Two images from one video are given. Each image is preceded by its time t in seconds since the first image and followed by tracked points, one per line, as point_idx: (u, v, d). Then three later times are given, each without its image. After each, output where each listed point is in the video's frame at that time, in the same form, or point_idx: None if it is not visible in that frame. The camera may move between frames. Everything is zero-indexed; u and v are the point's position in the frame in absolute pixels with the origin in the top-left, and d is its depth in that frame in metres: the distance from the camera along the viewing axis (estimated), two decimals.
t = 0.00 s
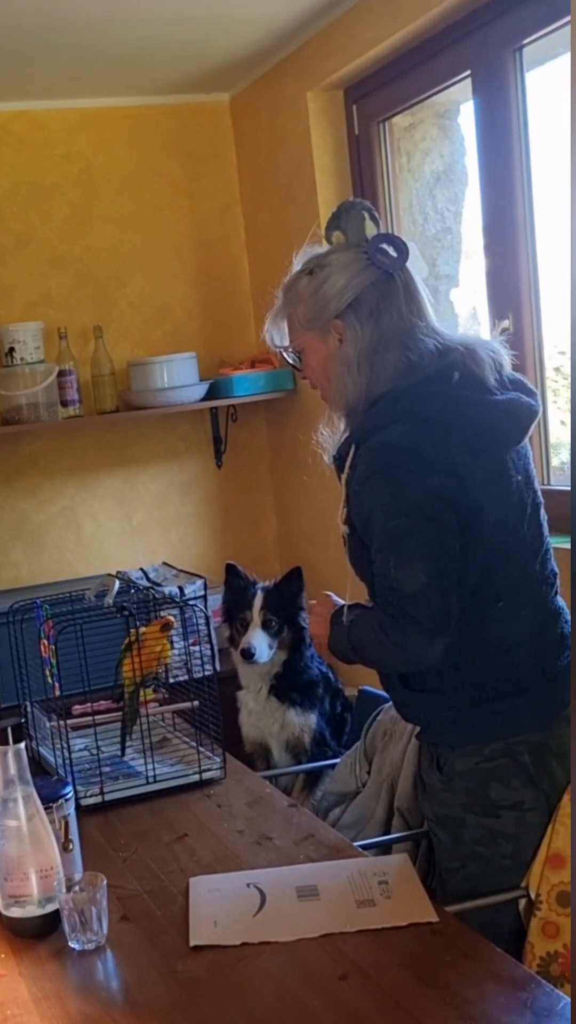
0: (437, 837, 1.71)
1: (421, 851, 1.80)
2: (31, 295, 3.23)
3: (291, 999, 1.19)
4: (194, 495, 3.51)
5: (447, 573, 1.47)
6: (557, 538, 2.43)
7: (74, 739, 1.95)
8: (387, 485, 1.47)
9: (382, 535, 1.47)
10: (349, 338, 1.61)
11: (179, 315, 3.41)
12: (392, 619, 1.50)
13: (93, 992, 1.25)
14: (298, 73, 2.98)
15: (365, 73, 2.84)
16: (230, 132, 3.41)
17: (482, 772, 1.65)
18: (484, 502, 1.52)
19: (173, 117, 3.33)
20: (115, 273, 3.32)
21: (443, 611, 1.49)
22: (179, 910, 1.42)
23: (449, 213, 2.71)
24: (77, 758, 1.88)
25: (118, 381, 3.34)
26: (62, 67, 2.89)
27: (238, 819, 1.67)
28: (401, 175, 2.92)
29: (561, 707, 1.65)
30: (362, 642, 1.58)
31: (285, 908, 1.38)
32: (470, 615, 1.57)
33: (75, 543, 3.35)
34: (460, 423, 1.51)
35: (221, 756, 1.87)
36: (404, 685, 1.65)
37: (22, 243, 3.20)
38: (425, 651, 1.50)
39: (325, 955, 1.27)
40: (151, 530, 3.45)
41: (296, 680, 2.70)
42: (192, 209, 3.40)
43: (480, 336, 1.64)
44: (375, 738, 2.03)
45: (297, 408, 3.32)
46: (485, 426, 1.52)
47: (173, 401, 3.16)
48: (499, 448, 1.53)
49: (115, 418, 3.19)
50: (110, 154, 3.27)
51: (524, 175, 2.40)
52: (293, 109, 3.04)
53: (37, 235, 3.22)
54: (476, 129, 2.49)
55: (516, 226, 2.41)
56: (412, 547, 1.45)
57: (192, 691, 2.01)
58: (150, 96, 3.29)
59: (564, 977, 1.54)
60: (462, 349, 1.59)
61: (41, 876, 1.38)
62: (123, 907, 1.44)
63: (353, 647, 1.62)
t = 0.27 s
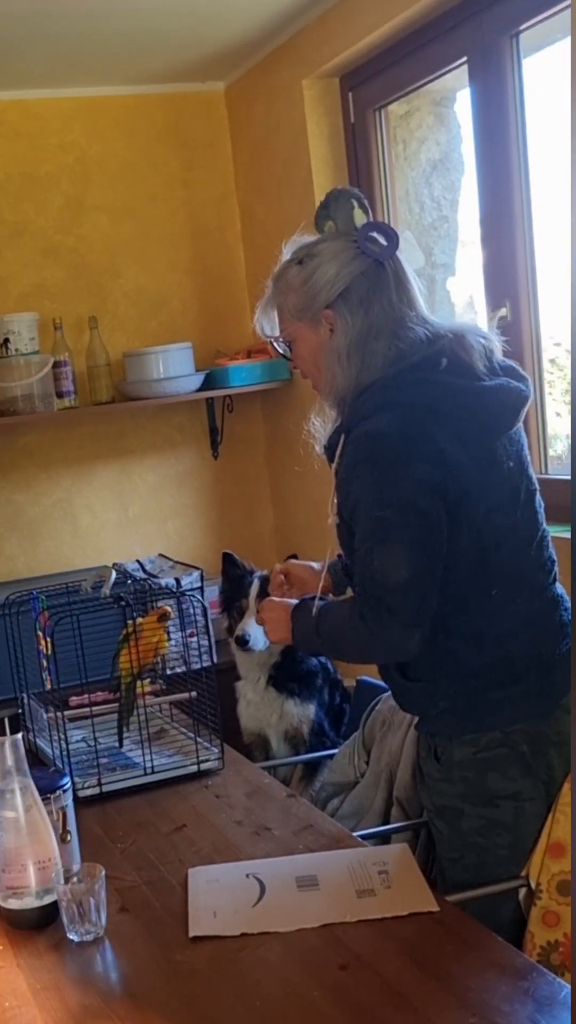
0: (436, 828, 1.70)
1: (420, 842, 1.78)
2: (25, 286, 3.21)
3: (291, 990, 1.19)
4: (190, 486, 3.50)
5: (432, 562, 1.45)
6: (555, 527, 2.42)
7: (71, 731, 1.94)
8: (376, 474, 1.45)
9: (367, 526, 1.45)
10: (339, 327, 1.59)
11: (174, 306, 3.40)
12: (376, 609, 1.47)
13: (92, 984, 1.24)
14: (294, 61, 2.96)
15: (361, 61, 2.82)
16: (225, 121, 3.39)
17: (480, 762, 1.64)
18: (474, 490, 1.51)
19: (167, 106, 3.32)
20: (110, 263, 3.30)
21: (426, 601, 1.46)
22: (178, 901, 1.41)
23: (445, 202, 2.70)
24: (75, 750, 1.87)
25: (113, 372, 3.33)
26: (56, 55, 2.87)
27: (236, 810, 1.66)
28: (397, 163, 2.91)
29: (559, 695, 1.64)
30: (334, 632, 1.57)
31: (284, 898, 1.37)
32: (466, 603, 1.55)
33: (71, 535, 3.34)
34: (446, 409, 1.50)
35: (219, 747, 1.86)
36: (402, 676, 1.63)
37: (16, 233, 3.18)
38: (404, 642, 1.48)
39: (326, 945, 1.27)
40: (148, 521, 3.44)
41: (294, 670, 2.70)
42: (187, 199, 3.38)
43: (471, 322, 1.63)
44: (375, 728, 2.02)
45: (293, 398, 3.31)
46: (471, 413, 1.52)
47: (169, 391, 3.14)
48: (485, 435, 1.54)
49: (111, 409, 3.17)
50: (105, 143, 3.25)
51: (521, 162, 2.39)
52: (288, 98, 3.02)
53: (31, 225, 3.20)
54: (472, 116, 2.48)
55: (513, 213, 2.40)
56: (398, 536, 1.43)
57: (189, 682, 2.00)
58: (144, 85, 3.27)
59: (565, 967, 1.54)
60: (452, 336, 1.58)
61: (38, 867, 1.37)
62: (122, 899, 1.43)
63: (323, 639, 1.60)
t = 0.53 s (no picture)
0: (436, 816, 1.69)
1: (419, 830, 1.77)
2: (22, 272, 3.19)
3: (291, 975, 1.18)
4: (187, 473, 3.49)
5: (408, 558, 1.47)
6: (554, 513, 2.42)
7: (69, 718, 1.93)
8: (366, 466, 1.45)
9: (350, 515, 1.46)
10: (336, 316, 1.58)
11: (172, 292, 3.38)
12: (345, 601, 1.50)
13: (91, 970, 1.24)
14: (291, 45, 2.95)
15: (359, 45, 2.80)
16: (222, 106, 3.38)
17: (482, 749, 1.64)
18: (468, 477, 1.51)
19: (164, 90, 3.30)
20: (107, 249, 3.29)
21: (396, 594, 1.49)
22: (177, 887, 1.41)
23: (444, 187, 2.69)
24: (73, 736, 1.86)
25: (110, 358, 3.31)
26: (53, 39, 2.85)
27: (235, 796, 1.66)
28: (396, 148, 2.90)
29: (560, 681, 1.64)
30: (295, 618, 1.58)
31: (283, 884, 1.37)
32: (464, 589, 1.56)
33: (68, 522, 3.33)
34: (440, 398, 1.48)
35: (218, 733, 1.86)
36: (403, 662, 1.65)
37: (13, 218, 3.17)
38: (365, 628, 1.52)
39: (325, 931, 1.26)
40: (145, 508, 3.43)
41: (294, 656, 2.69)
42: (184, 184, 3.37)
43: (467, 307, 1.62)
44: (373, 715, 2.02)
45: (291, 385, 3.30)
46: (467, 400, 1.50)
47: (166, 378, 3.13)
48: (481, 420, 1.52)
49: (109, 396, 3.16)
50: (102, 127, 3.23)
51: (520, 147, 2.37)
52: (286, 83, 3.01)
53: (28, 211, 3.18)
54: (472, 99, 2.46)
55: (512, 199, 2.39)
56: (376, 532, 1.45)
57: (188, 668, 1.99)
58: (142, 69, 3.25)
59: (564, 952, 1.53)
60: (447, 321, 1.57)
61: (37, 853, 1.36)
62: (121, 884, 1.43)
63: (280, 623, 1.61)
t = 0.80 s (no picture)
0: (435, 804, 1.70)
1: (416, 817, 1.78)
2: (19, 260, 3.19)
3: (288, 963, 1.19)
4: (185, 462, 3.49)
5: (381, 547, 1.48)
6: (552, 502, 2.42)
7: (66, 706, 1.93)
8: (354, 459, 1.44)
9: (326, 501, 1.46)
10: (332, 307, 1.56)
11: (169, 280, 3.38)
12: (309, 583, 1.50)
13: (89, 958, 1.24)
14: (289, 33, 2.93)
15: (358, 32, 2.79)
16: (220, 93, 3.36)
17: (482, 736, 1.64)
18: (458, 466, 1.53)
19: (162, 77, 3.28)
20: (104, 237, 3.28)
21: (363, 579, 1.50)
22: (175, 875, 1.41)
23: (442, 175, 2.68)
24: (70, 725, 1.87)
25: (108, 347, 3.31)
26: (50, 26, 2.83)
27: (232, 784, 1.66)
28: (394, 136, 2.89)
29: (561, 666, 1.64)
30: (252, 595, 1.55)
31: (281, 872, 1.37)
32: (462, 574, 1.56)
33: (65, 511, 3.33)
34: (430, 388, 1.49)
35: (215, 722, 1.86)
36: (401, 650, 1.64)
37: (9, 206, 3.16)
38: (319, 607, 1.52)
39: (322, 919, 1.27)
40: (142, 497, 3.43)
41: (292, 644, 2.70)
42: (182, 172, 3.36)
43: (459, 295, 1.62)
44: (370, 704, 2.02)
45: (288, 373, 3.30)
46: (459, 391, 1.51)
47: (164, 367, 3.13)
48: (473, 409, 1.53)
49: (106, 385, 3.16)
50: (99, 115, 3.22)
51: (519, 134, 2.37)
52: (284, 70, 2.99)
53: (25, 199, 3.17)
54: (470, 86, 2.45)
55: (511, 187, 2.38)
56: (351, 521, 1.44)
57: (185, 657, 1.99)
58: (139, 57, 3.23)
59: (560, 938, 1.54)
60: (440, 311, 1.56)
61: (35, 841, 1.37)
62: (118, 873, 1.43)
63: (235, 603, 1.57)
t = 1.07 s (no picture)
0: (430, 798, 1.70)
1: (412, 809, 1.79)
2: (17, 253, 3.18)
3: (285, 955, 1.19)
4: (183, 455, 3.49)
5: (363, 535, 1.48)
6: (549, 495, 2.42)
7: (64, 700, 1.93)
8: (342, 455, 1.45)
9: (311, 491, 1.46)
10: (322, 304, 1.56)
11: (167, 273, 3.37)
12: (288, 568, 1.50)
13: (86, 950, 1.25)
14: (287, 25, 2.93)
15: (355, 24, 2.78)
16: (218, 86, 3.36)
17: (477, 728, 1.65)
18: (446, 460, 1.53)
19: (159, 70, 3.28)
20: (102, 230, 3.28)
21: (343, 564, 1.50)
22: (172, 868, 1.42)
23: (440, 167, 2.68)
24: (68, 718, 1.87)
25: (106, 340, 3.31)
26: (48, 18, 2.83)
27: (229, 777, 1.67)
28: (392, 128, 2.88)
29: (556, 656, 1.65)
30: (229, 578, 1.55)
31: (277, 864, 1.38)
32: (454, 568, 1.57)
33: (63, 504, 3.33)
34: (419, 382, 1.49)
35: (212, 715, 1.86)
36: (395, 642, 1.63)
37: (7, 199, 3.15)
38: (300, 591, 1.52)
39: (318, 911, 1.27)
40: (141, 490, 3.43)
41: (289, 637, 2.70)
42: (179, 165, 3.35)
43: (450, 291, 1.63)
44: (367, 697, 2.03)
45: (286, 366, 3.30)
46: (449, 387, 1.51)
47: (162, 360, 3.13)
48: (463, 404, 1.53)
49: (104, 378, 3.15)
50: (96, 108, 3.22)
51: (515, 127, 2.37)
52: (282, 62, 2.99)
53: (22, 192, 3.17)
54: (468, 79, 2.45)
55: (508, 179, 2.38)
56: (337, 513, 1.45)
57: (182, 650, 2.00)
58: (137, 49, 3.23)
59: (556, 930, 1.54)
60: (431, 306, 1.56)
61: (32, 834, 1.37)
62: (115, 866, 1.44)
63: (213, 590, 1.56)
